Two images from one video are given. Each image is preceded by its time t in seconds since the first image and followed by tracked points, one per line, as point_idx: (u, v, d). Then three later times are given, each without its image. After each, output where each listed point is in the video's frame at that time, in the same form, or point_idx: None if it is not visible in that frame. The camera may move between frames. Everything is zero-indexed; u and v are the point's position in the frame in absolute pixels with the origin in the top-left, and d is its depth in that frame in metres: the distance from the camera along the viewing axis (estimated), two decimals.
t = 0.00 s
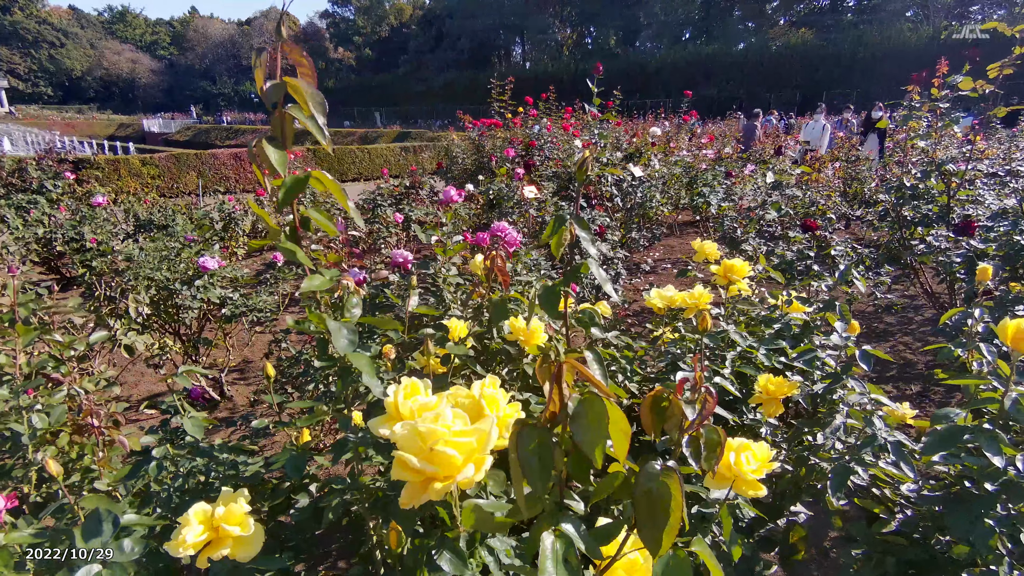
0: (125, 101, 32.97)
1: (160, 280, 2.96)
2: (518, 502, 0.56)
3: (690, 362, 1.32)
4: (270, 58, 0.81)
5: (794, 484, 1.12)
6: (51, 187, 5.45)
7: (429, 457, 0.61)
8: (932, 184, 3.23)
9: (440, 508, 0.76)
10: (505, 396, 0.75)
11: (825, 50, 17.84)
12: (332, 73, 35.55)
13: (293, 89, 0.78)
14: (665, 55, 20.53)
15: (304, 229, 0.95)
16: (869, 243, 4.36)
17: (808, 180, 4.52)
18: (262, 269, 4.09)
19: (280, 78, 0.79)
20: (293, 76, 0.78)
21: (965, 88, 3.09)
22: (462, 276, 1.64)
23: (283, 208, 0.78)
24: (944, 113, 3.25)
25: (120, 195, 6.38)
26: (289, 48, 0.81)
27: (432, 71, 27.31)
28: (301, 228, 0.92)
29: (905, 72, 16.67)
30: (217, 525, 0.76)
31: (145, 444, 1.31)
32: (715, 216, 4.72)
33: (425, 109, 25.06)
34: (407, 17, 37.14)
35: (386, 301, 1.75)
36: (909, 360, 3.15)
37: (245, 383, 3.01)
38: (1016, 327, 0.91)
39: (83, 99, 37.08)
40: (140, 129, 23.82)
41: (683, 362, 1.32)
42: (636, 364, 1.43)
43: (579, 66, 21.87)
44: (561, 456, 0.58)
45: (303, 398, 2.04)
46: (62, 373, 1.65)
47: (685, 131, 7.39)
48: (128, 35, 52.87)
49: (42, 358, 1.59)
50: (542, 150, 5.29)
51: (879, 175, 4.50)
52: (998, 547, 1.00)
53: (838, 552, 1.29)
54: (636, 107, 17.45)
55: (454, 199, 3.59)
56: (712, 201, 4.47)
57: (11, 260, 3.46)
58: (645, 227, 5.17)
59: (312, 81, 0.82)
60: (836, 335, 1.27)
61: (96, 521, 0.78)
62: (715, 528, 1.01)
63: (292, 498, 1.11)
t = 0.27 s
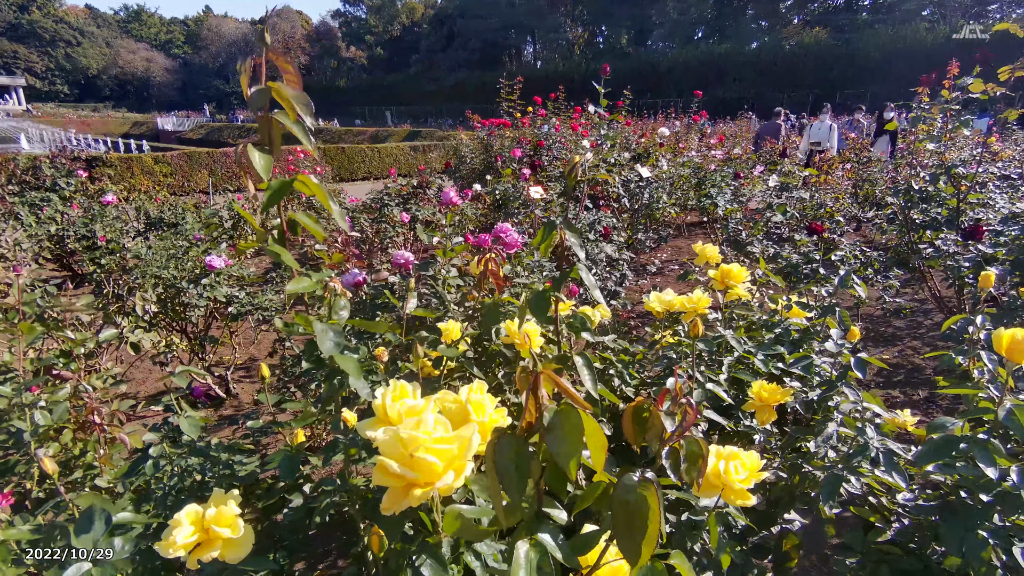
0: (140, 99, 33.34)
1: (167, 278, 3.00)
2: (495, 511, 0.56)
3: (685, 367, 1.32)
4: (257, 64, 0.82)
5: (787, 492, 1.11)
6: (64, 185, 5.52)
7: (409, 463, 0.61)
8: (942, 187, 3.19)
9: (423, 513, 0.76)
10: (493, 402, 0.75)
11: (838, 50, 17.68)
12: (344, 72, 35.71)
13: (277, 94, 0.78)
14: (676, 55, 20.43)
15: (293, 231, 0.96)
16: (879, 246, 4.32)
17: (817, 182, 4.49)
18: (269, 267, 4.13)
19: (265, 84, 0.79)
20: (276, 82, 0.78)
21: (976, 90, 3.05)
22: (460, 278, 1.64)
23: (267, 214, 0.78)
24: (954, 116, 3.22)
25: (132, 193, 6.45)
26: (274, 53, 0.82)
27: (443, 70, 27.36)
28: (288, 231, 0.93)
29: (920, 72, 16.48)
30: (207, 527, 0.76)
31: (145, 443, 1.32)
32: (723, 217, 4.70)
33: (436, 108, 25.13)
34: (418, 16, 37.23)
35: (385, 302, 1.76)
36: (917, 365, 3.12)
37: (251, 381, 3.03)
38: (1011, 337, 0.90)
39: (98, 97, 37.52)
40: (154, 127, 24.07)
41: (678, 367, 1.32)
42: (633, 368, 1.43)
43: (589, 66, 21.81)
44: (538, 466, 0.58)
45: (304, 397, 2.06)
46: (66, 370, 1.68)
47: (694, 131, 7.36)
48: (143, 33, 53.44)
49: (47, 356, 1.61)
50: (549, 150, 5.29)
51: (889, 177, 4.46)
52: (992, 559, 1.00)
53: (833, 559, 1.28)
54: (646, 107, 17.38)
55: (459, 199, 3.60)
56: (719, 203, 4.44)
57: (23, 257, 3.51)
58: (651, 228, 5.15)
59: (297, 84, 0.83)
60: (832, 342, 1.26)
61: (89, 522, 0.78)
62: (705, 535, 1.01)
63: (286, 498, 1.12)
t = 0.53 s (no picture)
0: (150, 100, 33.59)
1: (173, 280, 3.02)
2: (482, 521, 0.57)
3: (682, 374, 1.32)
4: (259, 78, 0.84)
5: (782, 501, 1.12)
6: (73, 186, 5.57)
7: (399, 472, 0.61)
8: (947, 192, 3.18)
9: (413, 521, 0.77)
10: (486, 412, 0.75)
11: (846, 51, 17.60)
12: (351, 73, 35.84)
13: (277, 108, 0.79)
14: (683, 56, 20.39)
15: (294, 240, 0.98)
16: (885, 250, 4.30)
17: (822, 185, 4.47)
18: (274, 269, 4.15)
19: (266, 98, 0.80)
20: (277, 96, 0.79)
21: (982, 95, 3.03)
22: (461, 283, 1.66)
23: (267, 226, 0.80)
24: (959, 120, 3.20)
25: (140, 194, 6.50)
26: (278, 67, 0.81)
27: (450, 71, 27.41)
28: (289, 241, 0.94)
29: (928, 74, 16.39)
30: (200, 531, 0.77)
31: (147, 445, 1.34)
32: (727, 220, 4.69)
33: (443, 109, 25.17)
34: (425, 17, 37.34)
35: (387, 306, 1.77)
36: (921, 370, 3.11)
37: (255, 382, 3.05)
38: (1005, 349, 0.91)
39: (108, 98, 37.82)
40: (162, 128, 24.24)
41: (675, 374, 1.32)
42: (631, 374, 1.43)
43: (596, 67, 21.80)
44: (525, 478, 0.59)
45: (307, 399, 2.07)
46: (71, 372, 1.70)
47: (700, 133, 7.34)
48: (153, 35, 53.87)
49: (53, 358, 1.63)
50: (554, 153, 5.30)
51: (896, 180, 4.43)
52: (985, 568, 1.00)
53: (829, 566, 1.28)
54: (653, 109, 17.35)
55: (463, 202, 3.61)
56: (724, 205, 4.43)
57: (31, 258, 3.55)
58: (656, 231, 5.15)
59: (298, 97, 0.83)
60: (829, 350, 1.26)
61: (86, 528, 0.80)
62: (698, 543, 1.01)
63: (285, 501, 1.13)
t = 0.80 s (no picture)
0: (156, 101, 33.77)
1: (176, 279, 3.04)
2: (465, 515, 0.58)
3: (677, 372, 1.33)
4: (256, 78, 0.85)
5: (775, 500, 1.12)
6: (78, 185, 5.60)
7: (387, 467, 0.62)
8: (950, 192, 3.17)
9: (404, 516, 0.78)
10: (475, 408, 0.76)
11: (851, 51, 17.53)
12: (356, 73, 35.92)
13: (273, 108, 0.80)
14: (687, 56, 20.34)
15: (290, 239, 0.99)
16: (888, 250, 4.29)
17: (824, 185, 4.46)
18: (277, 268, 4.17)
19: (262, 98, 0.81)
20: (273, 96, 0.80)
21: (984, 95, 3.02)
22: (459, 282, 1.66)
23: (262, 224, 0.81)
24: (962, 120, 3.19)
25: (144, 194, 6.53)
26: (275, 69, 0.83)
27: (454, 71, 27.43)
28: (285, 240, 0.95)
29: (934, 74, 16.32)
30: (196, 525, 0.78)
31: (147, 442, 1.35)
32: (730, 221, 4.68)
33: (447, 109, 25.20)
34: (429, 17, 37.38)
35: (386, 306, 1.78)
36: (923, 371, 3.10)
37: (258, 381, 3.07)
38: (996, 348, 0.92)
39: (115, 98, 38.01)
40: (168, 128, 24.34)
41: (670, 372, 1.33)
42: (628, 373, 1.44)
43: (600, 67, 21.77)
44: (506, 472, 0.61)
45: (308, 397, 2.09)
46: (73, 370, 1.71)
47: (703, 133, 7.32)
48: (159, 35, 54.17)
49: (56, 356, 1.65)
50: (557, 152, 5.31)
51: (899, 180, 4.42)
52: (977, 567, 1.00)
53: (824, 565, 1.28)
54: (657, 109, 17.33)
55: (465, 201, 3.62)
56: (726, 205, 4.43)
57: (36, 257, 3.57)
58: (659, 231, 5.14)
59: (294, 98, 0.85)
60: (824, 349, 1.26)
61: (85, 521, 0.81)
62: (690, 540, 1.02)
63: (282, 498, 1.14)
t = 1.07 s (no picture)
0: (159, 101, 33.85)
1: (176, 278, 3.05)
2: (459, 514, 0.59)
3: (674, 372, 1.33)
4: (255, 77, 0.85)
5: (771, 499, 1.13)
6: (80, 185, 5.64)
7: (380, 464, 0.62)
8: (951, 192, 3.16)
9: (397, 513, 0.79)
10: (470, 407, 0.77)
11: (853, 51, 17.49)
12: (358, 72, 35.95)
13: (271, 107, 0.81)
14: (689, 56, 20.31)
15: (287, 238, 0.99)
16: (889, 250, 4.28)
17: (826, 185, 4.45)
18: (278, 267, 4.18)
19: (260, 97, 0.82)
20: (272, 95, 0.80)
21: (985, 95, 3.01)
22: (458, 281, 1.67)
23: (259, 223, 0.81)
24: (963, 119, 3.18)
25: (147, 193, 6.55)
26: (274, 67, 0.83)
27: (456, 71, 27.41)
28: (282, 238, 0.95)
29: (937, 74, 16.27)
30: (191, 521, 0.79)
31: (147, 439, 1.36)
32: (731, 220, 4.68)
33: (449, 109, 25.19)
34: (432, 17, 37.37)
35: (385, 305, 1.79)
36: (922, 371, 3.10)
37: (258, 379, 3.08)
38: (991, 347, 0.92)
39: (117, 98, 38.14)
40: (170, 128, 24.40)
41: (667, 372, 1.33)
42: (625, 373, 1.44)
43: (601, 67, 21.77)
44: (500, 470, 0.61)
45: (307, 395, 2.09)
46: (74, 368, 1.72)
47: (706, 133, 7.31)
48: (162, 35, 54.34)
49: (56, 354, 1.66)
50: (558, 152, 5.31)
51: (901, 180, 4.41)
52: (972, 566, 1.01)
53: (820, 564, 1.29)
54: (659, 108, 17.30)
55: (466, 201, 3.62)
56: (727, 205, 4.42)
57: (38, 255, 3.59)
58: (659, 231, 5.14)
59: (293, 97, 0.85)
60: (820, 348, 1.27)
61: (81, 516, 0.80)
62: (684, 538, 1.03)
63: (279, 495, 1.14)
